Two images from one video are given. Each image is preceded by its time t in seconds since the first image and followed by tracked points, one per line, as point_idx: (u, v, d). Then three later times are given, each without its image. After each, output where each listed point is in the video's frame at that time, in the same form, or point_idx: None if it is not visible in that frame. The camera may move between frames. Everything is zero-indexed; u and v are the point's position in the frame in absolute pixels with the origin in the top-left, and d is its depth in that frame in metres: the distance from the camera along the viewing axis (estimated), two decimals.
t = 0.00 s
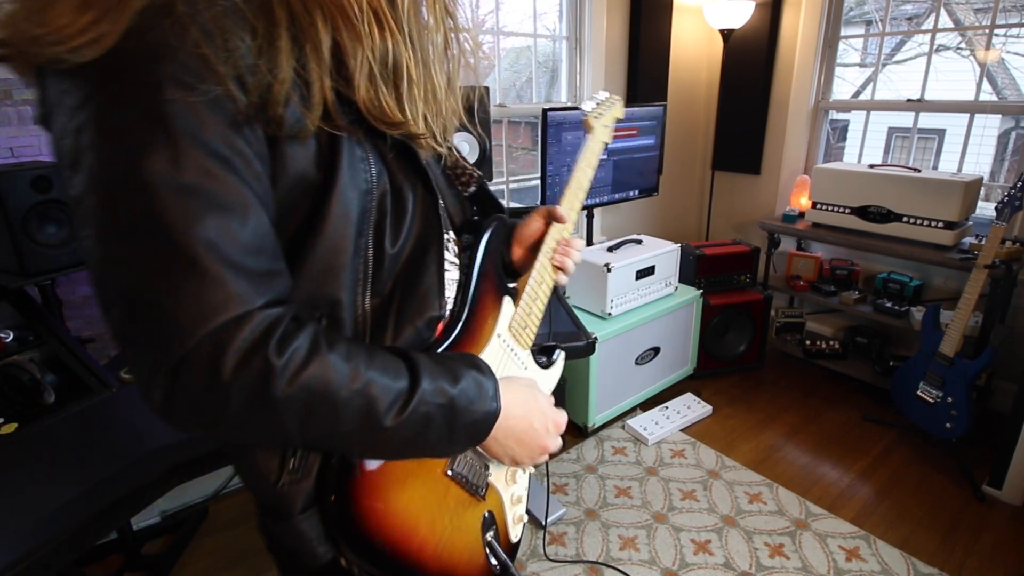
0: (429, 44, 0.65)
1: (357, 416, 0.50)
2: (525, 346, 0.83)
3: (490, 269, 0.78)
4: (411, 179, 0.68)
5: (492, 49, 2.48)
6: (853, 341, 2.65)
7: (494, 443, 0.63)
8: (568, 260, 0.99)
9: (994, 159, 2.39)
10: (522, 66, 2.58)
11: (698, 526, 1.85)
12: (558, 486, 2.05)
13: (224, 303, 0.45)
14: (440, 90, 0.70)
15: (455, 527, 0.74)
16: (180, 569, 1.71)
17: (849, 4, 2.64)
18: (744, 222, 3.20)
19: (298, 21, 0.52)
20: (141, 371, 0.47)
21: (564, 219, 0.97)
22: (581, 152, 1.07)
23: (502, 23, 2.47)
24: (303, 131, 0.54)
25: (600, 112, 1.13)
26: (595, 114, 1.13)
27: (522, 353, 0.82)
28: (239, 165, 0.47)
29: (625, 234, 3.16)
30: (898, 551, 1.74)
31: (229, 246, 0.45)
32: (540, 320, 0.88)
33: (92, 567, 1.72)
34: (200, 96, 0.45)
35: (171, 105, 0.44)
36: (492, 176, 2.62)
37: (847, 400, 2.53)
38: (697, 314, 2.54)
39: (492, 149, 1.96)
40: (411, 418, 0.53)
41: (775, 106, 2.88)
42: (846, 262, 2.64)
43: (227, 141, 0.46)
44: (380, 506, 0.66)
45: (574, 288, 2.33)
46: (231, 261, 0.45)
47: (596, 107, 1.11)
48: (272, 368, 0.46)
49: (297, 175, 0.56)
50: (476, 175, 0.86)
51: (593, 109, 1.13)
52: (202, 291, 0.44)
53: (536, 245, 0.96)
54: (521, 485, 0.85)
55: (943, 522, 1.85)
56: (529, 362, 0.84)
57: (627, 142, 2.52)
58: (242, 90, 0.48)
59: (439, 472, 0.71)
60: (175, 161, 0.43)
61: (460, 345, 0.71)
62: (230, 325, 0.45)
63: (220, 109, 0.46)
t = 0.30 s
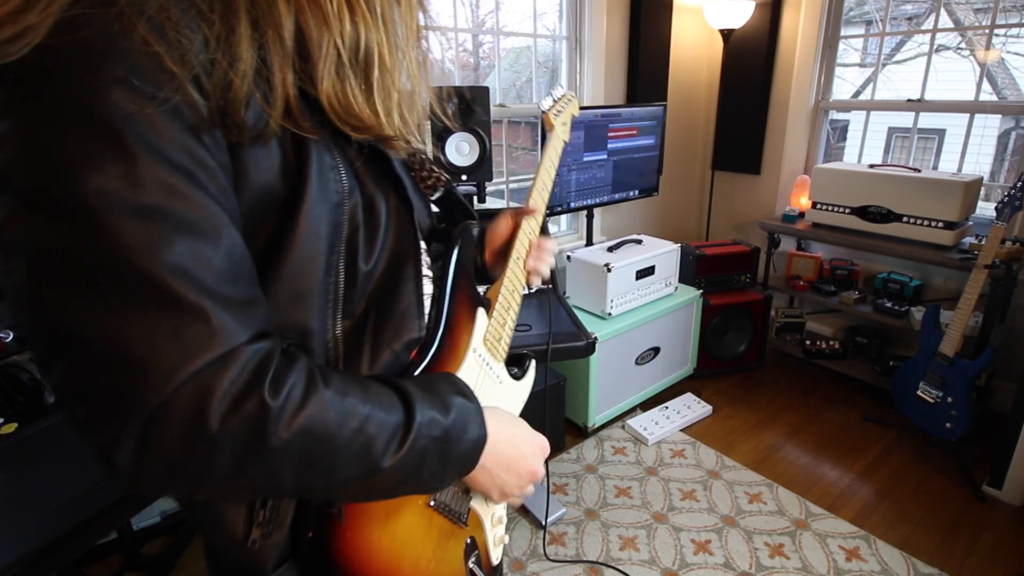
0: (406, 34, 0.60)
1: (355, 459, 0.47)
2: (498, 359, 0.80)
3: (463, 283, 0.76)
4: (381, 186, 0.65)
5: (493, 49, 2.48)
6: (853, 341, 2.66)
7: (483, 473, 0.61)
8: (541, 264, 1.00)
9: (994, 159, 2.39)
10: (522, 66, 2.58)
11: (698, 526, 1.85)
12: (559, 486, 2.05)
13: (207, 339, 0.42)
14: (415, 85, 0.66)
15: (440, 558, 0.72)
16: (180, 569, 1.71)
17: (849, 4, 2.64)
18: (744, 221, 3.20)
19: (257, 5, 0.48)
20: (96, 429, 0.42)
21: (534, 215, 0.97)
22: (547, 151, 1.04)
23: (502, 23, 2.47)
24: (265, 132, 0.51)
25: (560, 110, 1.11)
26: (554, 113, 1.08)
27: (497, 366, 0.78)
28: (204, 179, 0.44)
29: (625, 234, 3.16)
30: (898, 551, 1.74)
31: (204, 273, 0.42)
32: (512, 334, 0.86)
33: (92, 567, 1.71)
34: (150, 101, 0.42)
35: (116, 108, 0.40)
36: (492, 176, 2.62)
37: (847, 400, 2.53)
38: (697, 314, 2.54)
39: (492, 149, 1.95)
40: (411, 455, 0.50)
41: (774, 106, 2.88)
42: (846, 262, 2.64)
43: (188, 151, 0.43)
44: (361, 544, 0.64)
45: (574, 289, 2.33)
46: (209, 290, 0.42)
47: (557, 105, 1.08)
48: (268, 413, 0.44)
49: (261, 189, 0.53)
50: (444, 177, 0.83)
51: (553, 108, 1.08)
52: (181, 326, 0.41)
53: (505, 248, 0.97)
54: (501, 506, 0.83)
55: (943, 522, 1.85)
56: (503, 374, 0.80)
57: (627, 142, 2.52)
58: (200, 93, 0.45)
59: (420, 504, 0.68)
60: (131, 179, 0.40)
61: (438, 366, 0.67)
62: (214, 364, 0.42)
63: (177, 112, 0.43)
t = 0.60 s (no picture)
0: (377, 52, 0.57)
1: (335, 477, 0.46)
2: (486, 361, 0.80)
3: (445, 288, 0.76)
4: (361, 197, 0.64)
5: (493, 49, 2.48)
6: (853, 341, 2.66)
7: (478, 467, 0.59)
8: (537, 193, 1.10)
9: (994, 159, 2.39)
10: (522, 66, 2.58)
11: (698, 526, 1.85)
12: (558, 486, 2.05)
13: (153, 394, 0.39)
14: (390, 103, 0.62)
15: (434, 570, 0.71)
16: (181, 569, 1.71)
17: (849, 4, 2.64)
18: (744, 222, 3.19)
19: (211, 13, 0.46)
20: (47, 485, 0.40)
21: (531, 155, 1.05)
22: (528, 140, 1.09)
23: (502, 23, 2.47)
24: (224, 153, 0.49)
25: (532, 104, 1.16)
26: (528, 109, 1.15)
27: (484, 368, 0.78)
28: (153, 211, 0.41)
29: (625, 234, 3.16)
30: (898, 551, 1.74)
31: (150, 318, 0.39)
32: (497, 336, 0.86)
33: (92, 568, 1.72)
34: (99, 131, 0.39)
35: (55, 137, 0.37)
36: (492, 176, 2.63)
37: (847, 400, 2.52)
38: (697, 314, 2.54)
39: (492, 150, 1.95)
40: (394, 466, 0.49)
41: (775, 106, 2.88)
42: (846, 262, 2.64)
43: (133, 181, 0.40)
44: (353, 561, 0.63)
45: (574, 289, 2.33)
46: (155, 337, 0.39)
47: (527, 102, 1.15)
48: (226, 455, 0.41)
49: (228, 210, 0.51)
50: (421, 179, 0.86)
51: (525, 105, 1.15)
52: (126, 382, 0.38)
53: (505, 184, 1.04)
54: (494, 511, 0.81)
55: (943, 522, 1.85)
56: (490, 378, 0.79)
57: (627, 142, 2.52)
58: (152, 117, 0.43)
59: (412, 516, 0.68)
60: (64, 216, 0.37)
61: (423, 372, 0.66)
62: (161, 419, 0.39)
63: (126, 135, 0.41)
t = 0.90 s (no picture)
0: (397, 41, 0.56)
1: (353, 464, 0.47)
2: (493, 357, 0.81)
3: (456, 284, 0.77)
4: (379, 193, 0.65)
5: (493, 49, 2.48)
6: (853, 341, 2.66)
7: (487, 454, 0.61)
8: (543, 195, 1.07)
9: (994, 159, 2.39)
10: (522, 66, 2.58)
11: (698, 526, 1.85)
12: (558, 486, 2.05)
13: (192, 371, 0.40)
14: (408, 95, 0.62)
15: (446, 558, 0.72)
16: (180, 569, 1.71)
17: (849, 4, 2.64)
18: (744, 222, 3.20)
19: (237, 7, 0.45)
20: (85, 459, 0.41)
21: (537, 157, 1.03)
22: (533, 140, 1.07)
23: (502, 23, 2.47)
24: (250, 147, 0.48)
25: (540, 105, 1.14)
26: (534, 110, 1.11)
27: (492, 364, 0.79)
28: (191, 199, 0.42)
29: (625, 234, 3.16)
30: (898, 551, 1.74)
31: (188, 298, 0.40)
32: (505, 333, 0.87)
33: (91, 567, 1.71)
34: (140, 123, 0.40)
35: (98, 124, 0.38)
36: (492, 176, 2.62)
37: (847, 400, 2.53)
38: (697, 314, 2.54)
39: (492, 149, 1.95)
40: (410, 453, 0.50)
41: (774, 105, 2.88)
42: (846, 262, 2.64)
43: (172, 170, 0.41)
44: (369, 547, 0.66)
45: (574, 289, 2.33)
46: (193, 316, 0.41)
47: (535, 103, 1.11)
48: (253, 434, 0.43)
49: (252, 199, 0.52)
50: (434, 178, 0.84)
51: (530, 106, 1.12)
52: (165, 359, 0.39)
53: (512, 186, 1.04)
54: (502, 502, 0.82)
55: (943, 521, 1.85)
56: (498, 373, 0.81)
57: (627, 142, 2.52)
58: (186, 108, 0.44)
59: (426, 505, 0.69)
60: (108, 197, 0.38)
61: (436, 367, 0.69)
62: (197, 392, 0.41)
63: (160, 127, 0.41)
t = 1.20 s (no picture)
0: (468, 67, 0.59)
1: (392, 459, 0.50)
2: (527, 350, 0.82)
3: (488, 280, 0.77)
4: (424, 206, 0.68)
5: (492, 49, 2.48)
6: (853, 341, 2.68)
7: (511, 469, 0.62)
8: (579, 187, 1.04)
9: (994, 159, 2.39)
10: (522, 66, 2.58)
11: (698, 526, 1.85)
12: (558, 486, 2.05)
13: (278, 361, 0.44)
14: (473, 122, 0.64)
15: (477, 535, 0.75)
16: (181, 568, 1.72)
17: (849, 4, 2.64)
18: (743, 222, 3.20)
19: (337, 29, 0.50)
20: (187, 429, 0.45)
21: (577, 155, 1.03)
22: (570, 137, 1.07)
23: (502, 23, 2.47)
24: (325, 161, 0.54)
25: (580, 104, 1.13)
26: (575, 108, 1.13)
27: (525, 357, 0.81)
28: (286, 213, 0.47)
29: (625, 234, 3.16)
30: (898, 551, 1.74)
31: (282, 300, 0.45)
32: (539, 325, 0.87)
33: (92, 567, 1.72)
34: (257, 150, 0.45)
35: (226, 151, 0.43)
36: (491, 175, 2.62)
37: (846, 400, 2.52)
38: (697, 314, 2.54)
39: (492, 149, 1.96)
40: (444, 453, 0.52)
41: (775, 106, 2.88)
42: (846, 262, 2.64)
43: (273, 186, 0.46)
44: (404, 525, 0.68)
45: (574, 289, 2.33)
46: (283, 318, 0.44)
47: (576, 101, 1.12)
48: (320, 421, 0.45)
49: (325, 211, 0.57)
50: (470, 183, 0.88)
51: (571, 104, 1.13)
52: (259, 351, 0.43)
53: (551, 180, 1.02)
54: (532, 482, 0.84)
55: (943, 521, 1.85)
56: (531, 366, 0.82)
57: (627, 142, 2.52)
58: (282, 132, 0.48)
59: (455, 490, 0.70)
60: (229, 212, 0.42)
61: (467, 363, 0.70)
62: (278, 383, 0.44)
63: (264, 153, 0.45)
